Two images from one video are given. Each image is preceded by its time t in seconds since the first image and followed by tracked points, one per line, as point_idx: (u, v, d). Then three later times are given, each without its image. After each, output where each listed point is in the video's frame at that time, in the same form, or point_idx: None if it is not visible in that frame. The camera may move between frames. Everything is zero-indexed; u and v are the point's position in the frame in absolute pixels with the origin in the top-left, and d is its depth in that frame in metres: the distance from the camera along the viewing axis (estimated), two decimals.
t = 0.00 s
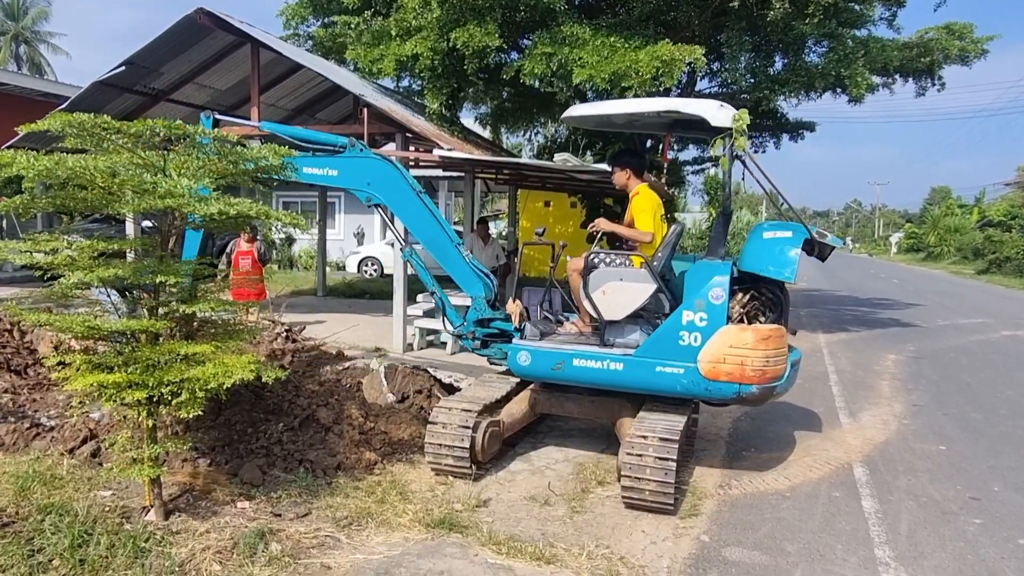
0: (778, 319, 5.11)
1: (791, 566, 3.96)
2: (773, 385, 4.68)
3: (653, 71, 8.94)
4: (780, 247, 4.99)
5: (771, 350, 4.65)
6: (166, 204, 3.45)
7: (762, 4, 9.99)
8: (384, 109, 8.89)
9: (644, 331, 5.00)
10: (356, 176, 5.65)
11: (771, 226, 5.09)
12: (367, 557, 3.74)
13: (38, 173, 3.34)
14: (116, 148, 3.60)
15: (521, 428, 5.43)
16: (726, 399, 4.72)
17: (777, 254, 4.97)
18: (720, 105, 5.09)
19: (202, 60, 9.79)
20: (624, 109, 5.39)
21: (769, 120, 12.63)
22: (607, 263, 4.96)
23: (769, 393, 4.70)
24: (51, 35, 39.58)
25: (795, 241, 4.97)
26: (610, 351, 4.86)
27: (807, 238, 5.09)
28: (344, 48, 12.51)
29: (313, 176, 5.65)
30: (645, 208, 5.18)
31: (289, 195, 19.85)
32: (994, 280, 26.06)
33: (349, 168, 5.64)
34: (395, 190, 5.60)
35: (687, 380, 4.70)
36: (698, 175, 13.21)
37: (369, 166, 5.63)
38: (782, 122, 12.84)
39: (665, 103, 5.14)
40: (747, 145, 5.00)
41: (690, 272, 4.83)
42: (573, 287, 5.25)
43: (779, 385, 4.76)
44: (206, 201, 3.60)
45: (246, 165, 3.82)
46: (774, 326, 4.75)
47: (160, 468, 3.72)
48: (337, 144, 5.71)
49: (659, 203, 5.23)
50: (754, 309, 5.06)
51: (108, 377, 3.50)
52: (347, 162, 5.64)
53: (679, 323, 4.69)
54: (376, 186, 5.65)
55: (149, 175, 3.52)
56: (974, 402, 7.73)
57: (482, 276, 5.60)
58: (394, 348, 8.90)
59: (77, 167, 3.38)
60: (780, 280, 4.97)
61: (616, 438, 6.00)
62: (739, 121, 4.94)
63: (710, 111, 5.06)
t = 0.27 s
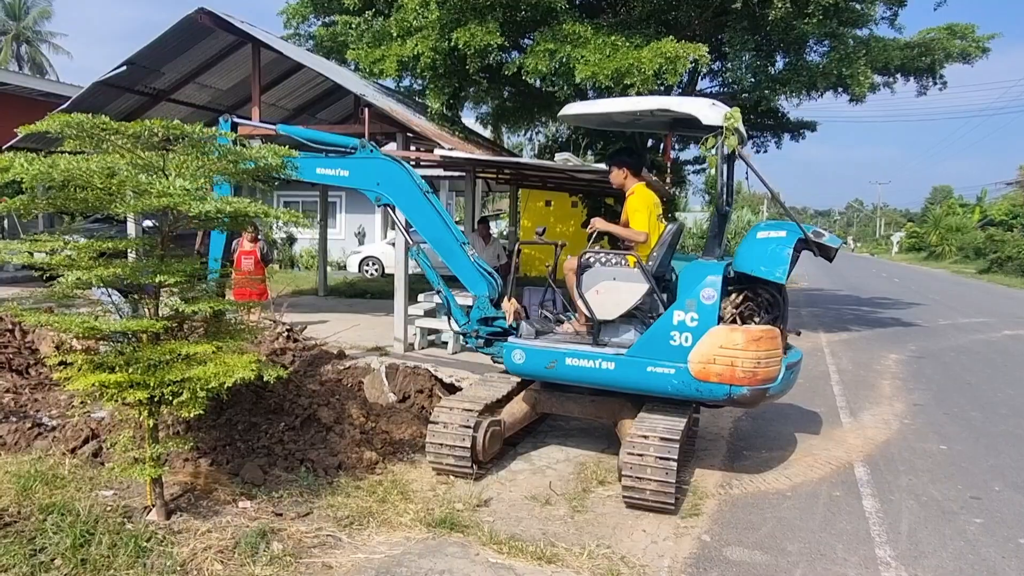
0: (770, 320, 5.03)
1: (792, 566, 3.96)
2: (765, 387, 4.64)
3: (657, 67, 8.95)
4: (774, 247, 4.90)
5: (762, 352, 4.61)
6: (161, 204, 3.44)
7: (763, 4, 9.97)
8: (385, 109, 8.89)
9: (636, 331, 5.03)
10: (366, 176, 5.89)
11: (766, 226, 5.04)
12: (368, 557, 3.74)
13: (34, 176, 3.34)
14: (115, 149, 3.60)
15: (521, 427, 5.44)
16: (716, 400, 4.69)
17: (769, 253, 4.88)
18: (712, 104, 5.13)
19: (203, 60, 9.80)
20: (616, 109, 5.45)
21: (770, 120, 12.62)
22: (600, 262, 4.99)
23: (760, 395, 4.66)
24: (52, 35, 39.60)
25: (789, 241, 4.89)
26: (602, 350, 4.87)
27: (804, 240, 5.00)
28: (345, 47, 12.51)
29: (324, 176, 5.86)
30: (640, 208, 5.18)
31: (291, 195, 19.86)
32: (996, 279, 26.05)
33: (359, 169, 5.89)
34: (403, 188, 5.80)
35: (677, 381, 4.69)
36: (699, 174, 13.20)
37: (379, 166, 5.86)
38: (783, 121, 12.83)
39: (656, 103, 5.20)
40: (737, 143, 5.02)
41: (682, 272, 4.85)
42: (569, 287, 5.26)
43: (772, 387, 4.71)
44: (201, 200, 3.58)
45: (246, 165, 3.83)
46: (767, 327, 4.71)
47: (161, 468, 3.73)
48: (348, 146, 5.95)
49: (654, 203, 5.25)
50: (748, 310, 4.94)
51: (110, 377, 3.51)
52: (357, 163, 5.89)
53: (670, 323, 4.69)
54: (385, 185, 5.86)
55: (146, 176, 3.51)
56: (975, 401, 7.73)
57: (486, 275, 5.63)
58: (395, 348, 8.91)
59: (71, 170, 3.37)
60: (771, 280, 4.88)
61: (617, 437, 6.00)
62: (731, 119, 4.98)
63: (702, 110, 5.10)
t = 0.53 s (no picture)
0: (768, 320, 5.06)
1: (793, 565, 3.96)
2: (760, 386, 4.63)
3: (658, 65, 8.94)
4: (768, 246, 4.89)
5: (757, 351, 4.60)
6: (161, 204, 3.43)
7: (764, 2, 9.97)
8: (385, 108, 8.90)
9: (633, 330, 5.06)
10: (371, 176, 5.90)
11: (763, 226, 5.06)
12: (369, 556, 3.75)
13: (34, 176, 3.34)
14: (115, 148, 3.61)
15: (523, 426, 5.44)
16: (712, 400, 4.69)
17: (764, 252, 4.88)
18: (708, 103, 5.13)
19: (204, 60, 9.80)
20: (613, 109, 5.44)
21: (770, 119, 12.62)
22: (596, 262, 4.99)
23: (756, 394, 4.65)
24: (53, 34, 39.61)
25: (784, 240, 4.88)
26: (598, 349, 4.88)
27: (801, 241, 4.98)
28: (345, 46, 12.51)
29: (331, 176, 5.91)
30: (634, 209, 5.18)
31: (291, 194, 19.86)
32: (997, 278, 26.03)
33: (365, 170, 5.90)
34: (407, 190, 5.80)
35: (672, 380, 4.70)
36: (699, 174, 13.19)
37: (384, 167, 5.86)
38: (784, 120, 12.82)
39: (653, 103, 5.21)
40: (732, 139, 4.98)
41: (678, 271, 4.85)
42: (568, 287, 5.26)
43: (768, 387, 4.70)
44: (202, 199, 3.59)
45: (246, 164, 3.83)
46: (762, 327, 4.70)
47: (163, 467, 3.73)
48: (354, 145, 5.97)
49: (649, 203, 5.23)
50: (744, 310, 4.99)
51: (111, 377, 3.51)
52: (362, 162, 5.90)
53: (665, 322, 4.70)
54: (389, 185, 5.87)
55: (146, 175, 3.51)
56: (976, 400, 7.73)
57: (489, 275, 5.64)
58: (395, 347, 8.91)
59: (71, 168, 3.37)
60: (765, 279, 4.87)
61: (617, 436, 6.00)
62: (724, 117, 4.94)
63: (698, 108, 5.09)
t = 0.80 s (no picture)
0: (768, 319, 5.04)
1: (792, 564, 3.97)
2: (761, 386, 4.63)
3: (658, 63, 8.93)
4: (769, 246, 4.90)
5: (758, 350, 4.60)
6: (164, 204, 3.44)
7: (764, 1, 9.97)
8: (385, 108, 8.90)
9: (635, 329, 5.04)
10: (380, 167, 6.03)
11: (764, 225, 5.06)
12: (370, 556, 3.75)
13: (39, 175, 3.34)
14: (118, 148, 3.62)
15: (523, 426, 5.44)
16: (713, 399, 4.68)
17: (765, 251, 4.89)
18: (708, 102, 5.14)
19: (204, 59, 9.81)
20: (612, 109, 5.43)
21: (770, 118, 12.61)
22: (596, 262, 4.99)
23: (757, 394, 4.65)
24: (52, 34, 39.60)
25: (785, 239, 4.89)
26: (600, 349, 4.87)
27: (801, 241, 4.99)
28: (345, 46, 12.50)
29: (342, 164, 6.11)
30: (627, 208, 5.14)
31: (291, 194, 19.86)
32: (997, 276, 26.04)
33: (373, 159, 6.06)
34: (413, 181, 5.92)
35: (674, 380, 4.69)
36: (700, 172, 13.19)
37: (392, 158, 5.98)
38: (784, 119, 12.82)
39: (653, 103, 5.22)
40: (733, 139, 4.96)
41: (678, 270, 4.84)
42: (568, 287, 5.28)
43: (769, 386, 4.70)
44: (205, 200, 3.60)
45: (246, 165, 3.84)
46: (764, 326, 4.70)
47: (163, 468, 3.73)
48: (365, 135, 6.12)
49: (644, 201, 5.19)
50: (744, 309, 4.96)
51: (111, 377, 3.52)
52: (372, 153, 6.06)
53: (667, 322, 4.69)
54: (396, 176, 5.98)
55: (148, 175, 3.52)
56: (976, 399, 7.73)
57: (489, 274, 5.64)
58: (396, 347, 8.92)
59: (77, 167, 3.38)
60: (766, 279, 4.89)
61: (617, 436, 6.01)
62: (725, 117, 4.93)
63: (698, 108, 5.11)
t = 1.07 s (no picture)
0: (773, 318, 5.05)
1: (793, 563, 3.97)
2: (768, 383, 4.67)
3: (657, 63, 8.93)
4: (774, 245, 4.92)
5: (765, 348, 4.63)
6: (168, 204, 3.44)
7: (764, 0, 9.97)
8: (384, 107, 8.90)
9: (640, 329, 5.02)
10: (381, 160, 6.05)
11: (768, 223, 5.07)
12: (370, 556, 3.75)
13: (41, 175, 3.34)
14: (119, 149, 3.62)
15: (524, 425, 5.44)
16: (719, 397, 4.70)
17: (769, 251, 4.90)
18: (714, 102, 5.10)
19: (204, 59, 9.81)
20: (619, 108, 5.41)
21: (770, 117, 12.61)
22: (599, 261, 4.93)
23: (763, 392, 4.68)
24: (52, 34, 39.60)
25: (789, 239, 4.91)
26: (606, 349, 4.86)
27: (805, 238, 4.99)
28: (344, 45, 12.50)
29: (342, 154, 6.17)
30: (629, 207, 5.14)
31: (291, 194, 19.86)
32: (997, 275, 26.04)
33: (374, 150, 6.09)
34: (414, 174, 5.92)
35: (681, 379, 4.70)
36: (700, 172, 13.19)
37: (393, 151, 5.99)
38: (783, 118, 12.82)
39: (656, 103, 5.17)
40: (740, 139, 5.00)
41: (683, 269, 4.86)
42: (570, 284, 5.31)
43: (775, 384, 4.73)
44: (207, 200, 3.60)
45: (247, 165, 3.84)
46: (769, 325, 4.73)
47: (164, 468, 3.73)
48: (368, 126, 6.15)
49: (645, 200, 5.20)
50: (750, 308, 5.00)
51: (111, 377, 3.52)
52: (373, 145, 6.08)
53: (673, 321, 4.69)
54: (397, 170, 6.00)
55: (150, 176, 3.52)
56: (976, 398, 7.73)
57: (489, 274, 5.64)
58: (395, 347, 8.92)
59: (80, 168, 3.38)
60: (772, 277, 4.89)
61: (618, 435, 6.01)
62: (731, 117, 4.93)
63: (704, 107, 5.08)
